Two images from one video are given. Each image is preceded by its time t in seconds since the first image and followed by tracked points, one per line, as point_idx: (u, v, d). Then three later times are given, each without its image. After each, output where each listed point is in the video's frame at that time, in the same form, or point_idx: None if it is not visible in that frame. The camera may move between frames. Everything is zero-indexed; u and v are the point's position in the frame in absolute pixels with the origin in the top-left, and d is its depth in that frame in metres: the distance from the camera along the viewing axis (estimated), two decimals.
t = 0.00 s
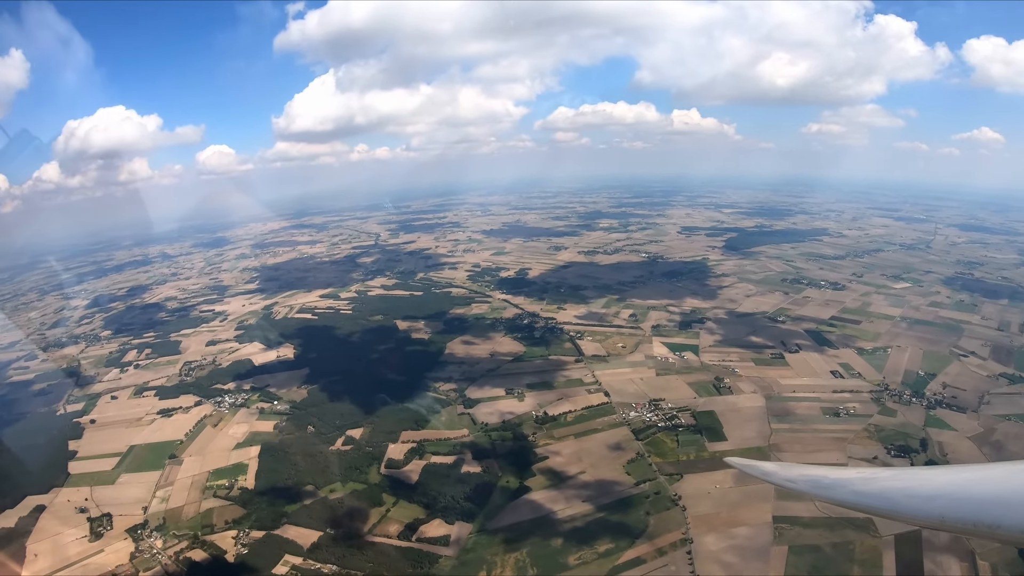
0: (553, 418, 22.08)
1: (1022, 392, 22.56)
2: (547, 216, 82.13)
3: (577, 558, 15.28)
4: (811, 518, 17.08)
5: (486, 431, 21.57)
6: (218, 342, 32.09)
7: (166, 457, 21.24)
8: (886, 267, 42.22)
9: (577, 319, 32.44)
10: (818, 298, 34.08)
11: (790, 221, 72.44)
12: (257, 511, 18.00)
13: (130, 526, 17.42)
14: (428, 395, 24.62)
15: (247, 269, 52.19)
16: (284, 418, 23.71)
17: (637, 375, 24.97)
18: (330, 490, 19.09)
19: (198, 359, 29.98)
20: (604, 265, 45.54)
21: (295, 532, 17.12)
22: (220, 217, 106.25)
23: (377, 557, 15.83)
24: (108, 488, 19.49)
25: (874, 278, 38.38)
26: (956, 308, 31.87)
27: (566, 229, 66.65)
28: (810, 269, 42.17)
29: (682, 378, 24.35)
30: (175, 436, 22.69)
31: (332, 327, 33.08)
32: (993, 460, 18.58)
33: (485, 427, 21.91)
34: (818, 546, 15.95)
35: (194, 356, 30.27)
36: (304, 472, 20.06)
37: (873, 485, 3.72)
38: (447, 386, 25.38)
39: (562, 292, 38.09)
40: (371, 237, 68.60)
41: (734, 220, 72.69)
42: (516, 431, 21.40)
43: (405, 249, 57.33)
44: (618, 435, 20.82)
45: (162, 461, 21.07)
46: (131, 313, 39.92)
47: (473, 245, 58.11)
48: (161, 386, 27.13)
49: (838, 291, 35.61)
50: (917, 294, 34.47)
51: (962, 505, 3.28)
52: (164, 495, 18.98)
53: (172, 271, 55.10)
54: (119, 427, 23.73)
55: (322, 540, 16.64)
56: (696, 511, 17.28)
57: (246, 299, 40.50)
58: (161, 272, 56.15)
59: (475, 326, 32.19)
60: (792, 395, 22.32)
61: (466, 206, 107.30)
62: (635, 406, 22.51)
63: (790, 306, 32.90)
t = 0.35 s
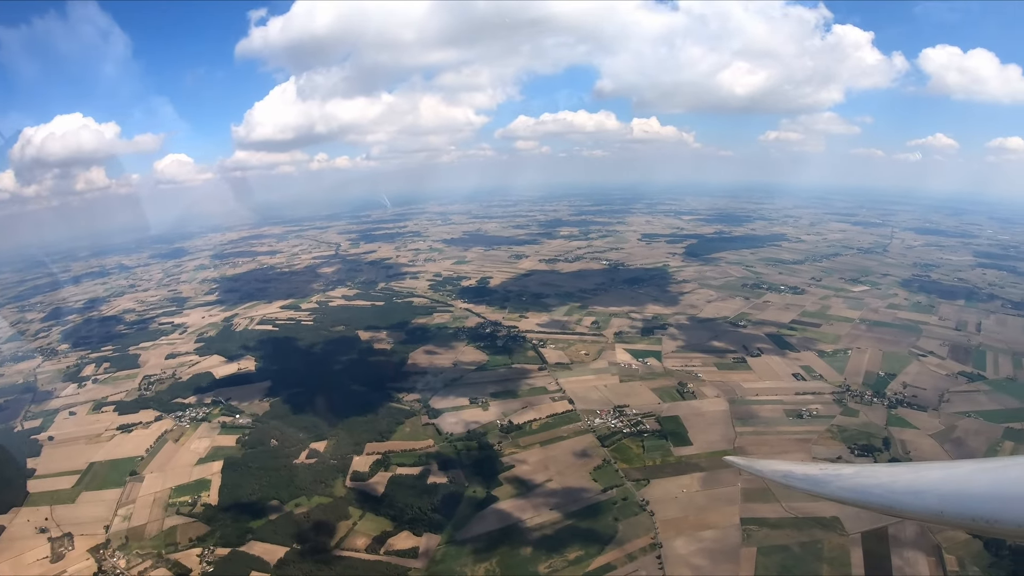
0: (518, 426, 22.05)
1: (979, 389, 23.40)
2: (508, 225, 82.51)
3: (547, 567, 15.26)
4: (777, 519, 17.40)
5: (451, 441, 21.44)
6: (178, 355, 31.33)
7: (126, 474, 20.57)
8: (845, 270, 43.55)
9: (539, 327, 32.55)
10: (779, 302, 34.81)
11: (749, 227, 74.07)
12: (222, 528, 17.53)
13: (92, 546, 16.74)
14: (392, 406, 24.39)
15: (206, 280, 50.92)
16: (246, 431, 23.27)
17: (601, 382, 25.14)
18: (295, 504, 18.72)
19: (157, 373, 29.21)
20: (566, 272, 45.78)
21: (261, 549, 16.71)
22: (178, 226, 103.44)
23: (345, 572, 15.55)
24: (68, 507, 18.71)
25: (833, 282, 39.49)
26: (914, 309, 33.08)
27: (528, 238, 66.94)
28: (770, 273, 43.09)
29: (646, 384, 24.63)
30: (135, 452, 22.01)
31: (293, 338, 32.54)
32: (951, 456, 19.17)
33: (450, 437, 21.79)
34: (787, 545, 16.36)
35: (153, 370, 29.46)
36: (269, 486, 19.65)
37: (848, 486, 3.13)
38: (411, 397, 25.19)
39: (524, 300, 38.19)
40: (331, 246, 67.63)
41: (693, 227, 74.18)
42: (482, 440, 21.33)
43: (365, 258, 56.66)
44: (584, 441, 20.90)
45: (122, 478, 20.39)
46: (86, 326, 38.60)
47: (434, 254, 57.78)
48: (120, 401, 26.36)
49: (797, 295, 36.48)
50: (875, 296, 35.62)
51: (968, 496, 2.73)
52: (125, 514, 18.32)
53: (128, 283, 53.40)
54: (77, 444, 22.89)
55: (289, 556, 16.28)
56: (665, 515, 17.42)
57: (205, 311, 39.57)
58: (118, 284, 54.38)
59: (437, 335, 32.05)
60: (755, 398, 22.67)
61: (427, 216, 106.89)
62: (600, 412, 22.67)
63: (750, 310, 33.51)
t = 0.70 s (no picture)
0: (485, 434, 22.04)
1: (941, 387, 24.20)
2: (471, 232, 82.59)
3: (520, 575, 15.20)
4: (746, 519, 17.61)
5: (419, 451, 21.34)
6: (140, 368, 30.61)
7: (89, 490, 19.87)
8: (808, 274, 44.85)
9: (504, 335, 32.61)
10: (742, 306, 35.53)
11: (711, 233, 75.47)
12: (188, 544, 17.05)
13: (56, 565, 16.05)
14: (357, 417, 24.17)
15: (167, 291, 49.71)
16: (211, 445, 22.85)
17: (567, 389, 25.27)
18: (263, 518, 18.35)
19: (119, 386, 28.50)
20: (529, 280, 45.95)
21: (228, 565, 16.32)
22: (137, 234, 100.53)
23: None
24: (29, 526, 17.91)
25: (795, 285, 40.57)
26: (876, 310, 34.21)
27: (490, 245, 66.98)
28: (733, 278, 43.84)
29: (611, 390, 24.89)
30: (97, 468, 21.31)
31: (256, 349, 32.00)
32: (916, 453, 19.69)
33: (417, 446, 21.72)
34: (758, 546, 16.55)
35: (114, 384, 28.70)
36: (235, 501, 19.24)
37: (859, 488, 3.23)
38: (376, 407, 24.99)
39: (489, 308, 38.25)
40: (293, 255, 66.54)
41: (656, 232, 75.35)
42: (449, 450, 21.28)
43: (328, 267, 55.87)
44: (552, 448, 20.97)
45: (84, 495, 19.67)
46: (44, 339, 37.42)
47: (397, 263, 57.29)
48: (82, 416, 25.61)
49: (759, 299, 37.31)
50: (836, 299, 36.74)
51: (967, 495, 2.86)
52: (89, 531, 17.63)
53: (86, 294, 51.74)
54: (35, 460, 22.00)
55: (257, 572, 15.91)
56: (635, 520, 17.49)
57: (167, 322, 38.67)
58: (78, 295, 52.77)
59: (402, 344, 31.90)
60: (720, 402, 23.10)
61: (390, 224, 106.11)
62: (567, 419, 22.79)
63: (714, 315, 34.11)
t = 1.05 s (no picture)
0: (448, 441, 22.01)
1: (899, 383, 25.27)
2: (430, 238, 82.39)
3: None
4: (711, 519, 17.80)
5: (381, 460, 21.17)
6: (96, 380, 29.61)
7: (45, 507, 18.98)
8: (765, 276, 46.36)
9: (464, 340, 32.63)
10: (700, 309, 36.50)
11: (668, 236, 76.90)
12: (149, 561, 16.43)
13: None
14: (318, 426, 23.87)
15: (120, 301, 48.08)
16: (171, 458, 22.25)
17: (528, 394, 25.41)
18: (225, 532, 17.87)
19: (74, 400, 27.52)
20: (488, 285, 46.07)
21: None
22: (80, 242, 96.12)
23: None
24: None
25: (752, 288, 42.02)
26: (833, 310, 35.78)
27: (448, 251, 66.79)
28: (690, 281, 45.37)
29: (573, 394, 25.10)
30: (52, 484, 20.42)
31: (214, 359, 31.27)
32: (877, 449, 20.32)
33: (380, 455, 21.58)
34: (724, 545, 16.72)
35: (70, 398, 27.73)
36: (197, 515, 18.71)
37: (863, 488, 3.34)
38: (338, 415, 24.74)
39: (448, 314, 38.22)
40: (249, 262, 64.96)
41: (613, 236, 76.60)
42: (413, 458, 21.18)
43: (285, 274, 54.76)
44: (515, 453, 21.00)
45: (42, 511, 18.77)
46: None
47: (355, 269, 56.38)
48: (34, 430, 24.58)
49: (718, 302, 38.25)
50: (794, 300, 38.15)
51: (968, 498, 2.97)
52: (47, 550, 16.79)
53: (38, 304, 49.66)
54: None
55: None
56: (601, 523, 17.53)
57: (123, 333, 37.53)
58: (26, 305, 50.53)
59: (361, 351, 31.60)
60: (681, 403, 23.68)
61: (347, 230, 104.68)
62: (529, 424, 22.88)
63: (673, 318, 34.81)
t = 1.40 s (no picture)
0: (406, 449, 21.93)
1: (852, 379, 26.58)
2: (383, 242, 81.57)
3: None
4: (673, 518, 18.00)
5: (339, 470, 20.93)
6: (45, 394, 28.34)
7: None
8: (717, 278, 48.05)
9: (420, 346, 32.55)
10: (654, 311, 37.73)
11: (622, 240, 78.20)
12: None
13: None
14: (274, 438, 23.46)
15: (66, 312, 45.99)
16: (125, 473, 21.49)
17: (485, 399, 25.53)
18: (184, 548, 17.29)
19: (22, 414, 26.32)
20: (442, 290, 46.03)
21: None
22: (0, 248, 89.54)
23: None
24: None
25: (705, 288, 43.93)
26: (785, 309, 37.63)
27: (402, 256, 66.22)
28: (644, 284, 46.68)
29: (531, 398, 25.29)
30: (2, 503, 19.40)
31: (166, 371, 30.31)
32: (832, 444, 21.16)
33: (337, 465, 21.33)
34: (686, 544, 16.92)
35: (17, 413, 26.47)
36: (153, 531, 18.05)
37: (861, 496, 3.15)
38: (294, 425, 24.36)
39: (403, 320, 38.02)
40: (197, 270, 62.77)
41: (567, 240, 77.70)
42: (371, 466, 21.02)
43: (237, 282, 53.15)
44: (475, 459, 21.02)
45: None
46: None
47: (308, 277, 53.89)
48: None
49: (673, 304, 39.35)
50: (747, 300, 39.92)
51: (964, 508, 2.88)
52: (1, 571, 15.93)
53: None
54: None
55: None
56: (564, 526, 17.54)
57: (71, 345, 35.97)
58: None
59: (315, 359, 31.16)
60: (639, 404, 24.28)
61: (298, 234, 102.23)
62: (488, 429, 22.93)
63: (628, 321, 35.70)
